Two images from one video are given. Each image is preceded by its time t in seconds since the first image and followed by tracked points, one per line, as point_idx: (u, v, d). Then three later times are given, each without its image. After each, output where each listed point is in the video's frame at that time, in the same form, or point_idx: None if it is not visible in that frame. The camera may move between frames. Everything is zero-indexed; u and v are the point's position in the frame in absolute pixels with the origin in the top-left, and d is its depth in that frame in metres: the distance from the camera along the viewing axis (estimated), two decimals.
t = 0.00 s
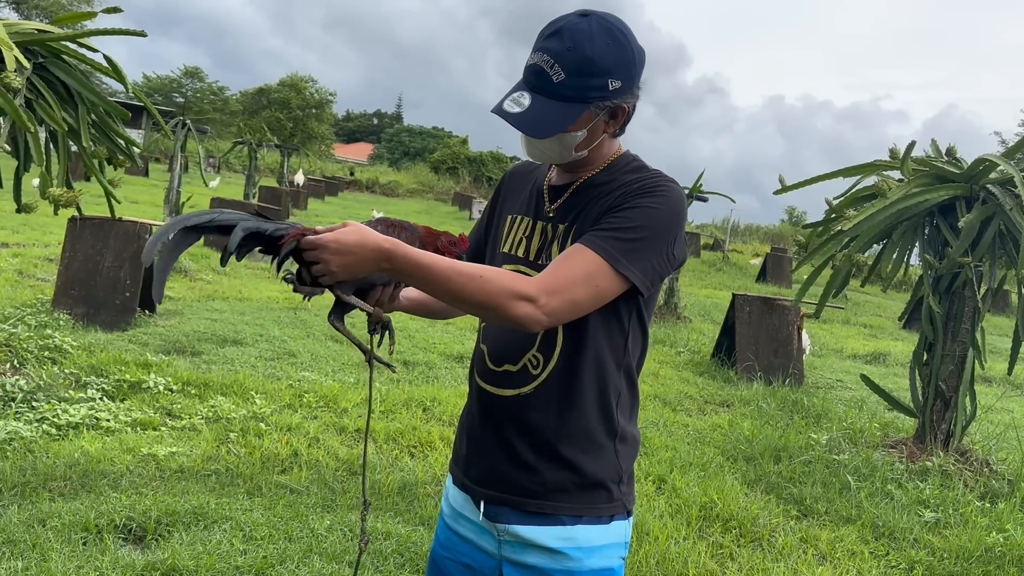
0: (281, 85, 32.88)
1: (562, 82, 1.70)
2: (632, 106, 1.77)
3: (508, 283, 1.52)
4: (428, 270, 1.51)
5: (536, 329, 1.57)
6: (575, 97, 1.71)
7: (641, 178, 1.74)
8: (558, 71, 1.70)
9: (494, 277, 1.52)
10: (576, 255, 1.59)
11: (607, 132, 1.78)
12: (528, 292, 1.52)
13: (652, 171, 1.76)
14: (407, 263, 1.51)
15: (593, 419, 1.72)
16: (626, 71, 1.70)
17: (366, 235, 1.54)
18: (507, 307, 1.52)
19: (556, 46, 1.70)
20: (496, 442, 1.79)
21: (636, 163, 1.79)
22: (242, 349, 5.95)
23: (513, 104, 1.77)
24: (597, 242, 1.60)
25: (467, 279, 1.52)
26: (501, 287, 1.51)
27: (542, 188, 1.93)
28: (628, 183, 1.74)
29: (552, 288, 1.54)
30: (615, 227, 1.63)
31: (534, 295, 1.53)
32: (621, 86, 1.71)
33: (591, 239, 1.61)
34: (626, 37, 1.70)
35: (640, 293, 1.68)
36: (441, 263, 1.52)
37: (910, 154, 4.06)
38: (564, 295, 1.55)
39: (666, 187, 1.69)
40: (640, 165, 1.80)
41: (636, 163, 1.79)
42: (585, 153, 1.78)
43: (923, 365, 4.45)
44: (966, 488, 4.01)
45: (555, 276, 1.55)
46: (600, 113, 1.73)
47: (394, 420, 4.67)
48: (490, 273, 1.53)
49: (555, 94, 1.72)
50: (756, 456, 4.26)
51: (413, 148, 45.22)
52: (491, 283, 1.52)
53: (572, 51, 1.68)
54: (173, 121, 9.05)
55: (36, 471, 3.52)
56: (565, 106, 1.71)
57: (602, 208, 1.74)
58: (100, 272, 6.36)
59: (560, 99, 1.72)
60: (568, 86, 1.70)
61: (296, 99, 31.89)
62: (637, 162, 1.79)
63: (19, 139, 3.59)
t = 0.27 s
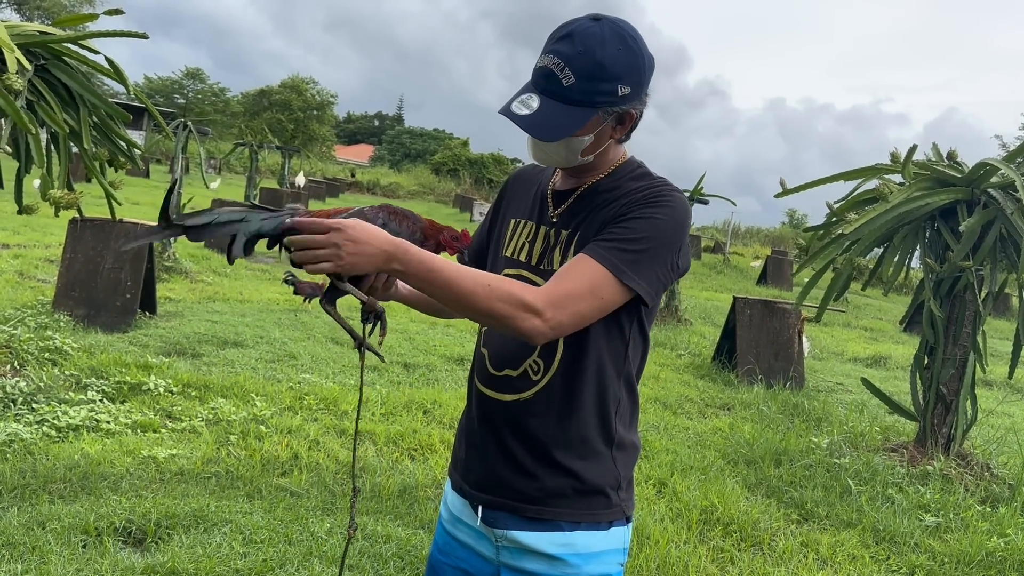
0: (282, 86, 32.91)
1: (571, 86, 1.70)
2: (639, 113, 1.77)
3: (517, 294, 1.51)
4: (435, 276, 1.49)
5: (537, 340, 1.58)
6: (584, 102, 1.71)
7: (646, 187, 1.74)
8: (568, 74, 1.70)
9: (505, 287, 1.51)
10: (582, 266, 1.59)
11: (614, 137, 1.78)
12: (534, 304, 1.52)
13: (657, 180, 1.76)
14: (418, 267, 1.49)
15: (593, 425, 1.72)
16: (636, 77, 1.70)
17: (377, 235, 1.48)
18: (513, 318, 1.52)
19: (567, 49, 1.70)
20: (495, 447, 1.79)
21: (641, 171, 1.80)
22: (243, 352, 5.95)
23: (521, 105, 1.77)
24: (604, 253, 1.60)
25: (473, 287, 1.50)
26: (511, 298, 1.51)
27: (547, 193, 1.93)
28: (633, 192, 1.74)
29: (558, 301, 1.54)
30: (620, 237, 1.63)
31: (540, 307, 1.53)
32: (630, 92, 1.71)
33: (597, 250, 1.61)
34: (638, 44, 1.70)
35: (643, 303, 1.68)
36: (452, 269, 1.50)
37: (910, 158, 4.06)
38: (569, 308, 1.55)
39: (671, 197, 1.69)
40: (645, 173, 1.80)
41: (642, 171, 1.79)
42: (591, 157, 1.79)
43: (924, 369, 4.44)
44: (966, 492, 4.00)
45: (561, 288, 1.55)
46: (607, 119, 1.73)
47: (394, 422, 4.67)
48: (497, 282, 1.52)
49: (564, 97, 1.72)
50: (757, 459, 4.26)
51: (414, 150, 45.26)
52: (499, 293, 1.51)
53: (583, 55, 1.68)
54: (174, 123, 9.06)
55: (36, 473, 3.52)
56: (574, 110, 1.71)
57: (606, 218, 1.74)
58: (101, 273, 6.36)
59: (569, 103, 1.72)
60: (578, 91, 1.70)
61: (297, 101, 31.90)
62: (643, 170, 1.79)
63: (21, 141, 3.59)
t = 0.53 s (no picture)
0: (283, 89, 32.96)
1: (580, 85, 1.71)
2: (647, 117, 1.77)
3: (556, 331, 1.58)
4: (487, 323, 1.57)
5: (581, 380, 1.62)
6: (591, 102, 1.72)
7: (654, 195, 1.74)
8: (577, 73, 1.71)
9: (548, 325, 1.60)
10: (612, 297, 1.60)
11: (620, 140, 1.79)
12: (576, 343, 1.57)
13: (663, 187, 1.76)
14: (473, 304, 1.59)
15: (593, 429, 1.72)
16: (645, 80, 1.71)
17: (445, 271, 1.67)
18: (557, 358, 1.58)
19: (578, 48, 1.71)
20: (494, 449, 1.79)
21: (648, 177, 1.79)
22: (244, 354, 5.96)
23: (529, 102, 1.79)
24: (629, 281, 1.61)
25: (521, 331, 1.58)
26: (553, 333, 1.58)
27: (553, 197, 1.93)
28: (641, 202, 1.74)
29: (597, 338, 1.58)
30: (637, 260, 1.63)
31: (582, 345, 1.57)
32: (638, 95, 1.72)
33: (620, 278, 1.61)
34: (649, 47, 1.71)
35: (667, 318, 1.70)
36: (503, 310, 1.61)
37: (911, 162, 4.06)
38: (610, 345, 1.59)
39: (677, 204, 1.70)
40: (652, 180, 1.80)
41: (649, 176, 1.79)
42: (597, 160, 1.79)
43: (925, 373, 4.44)
44: (968, 497, 4.00)
45: (600, 325, 1.59)
46: (614, 121, 1.74)
47: (395, 425, 4.67)
48: (543, 327, 1.59)
49: (572, 96, 1.73)
50: (758, 463, 4.26)
51: (414, 153, 45.31)
52: (545, 334, 1.58)
53: (594, 55, 1.69)
54: (175, 125, 9.08)
55: (37, 475, 3.53)
56: (580, 109, 1.72)
57: (618, 232, 1.74)
58: (102, 275, 6.37)
59: (576, 102, 1.73)
60: (586, 90, 1.71)
61: (298, 103, 31.96)
62: (650, 176, 1.79)
63: (23, 143, 3.60)
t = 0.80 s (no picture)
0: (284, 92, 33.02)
1: (594, 85, 1.74)
2: (658, 125, 1.79)
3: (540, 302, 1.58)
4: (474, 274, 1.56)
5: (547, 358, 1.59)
6: (604, 103, 1.74)
7: (657, 200, 1.76)
8: (593, 73, 1.74)
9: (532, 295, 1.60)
10: (599, 283, 1.62)
11: (630, 146, 1.80)
12: (556, 319, 1.56)
13: (668, 193, 1.79)
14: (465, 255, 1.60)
15: (593, 432, 1.73)
16: (659, 88, 1.73)
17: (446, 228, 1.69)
18: (532, 329, 1.56)
19: (597, 49, 1.73)
20: (494, 451, 1.79)
21: (653, 184, 1.82)
22: (244, 357, 5.96)
23: (543, 97, 1.81)
24: (618, 271, 1.63)
25: (506, 290, 1.56)
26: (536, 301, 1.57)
27: (560, 199, 1.94)
28: (644, 205, 1.76)
29: (576, 320, 1.58)
30: (633, 255, 1.66)
31: (562, 322, 1.57)
32: (651, 102, 1.74)
33: (612, 269, 1.64)
34: (666, 57, 1.74)
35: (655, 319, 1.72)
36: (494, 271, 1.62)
37: (911, 167, 4.07)
38: (585, 329, 1.58)
39: (682, 210, 1.73)
40: (657, 186, 1.82)
41: (654, 183, 1.82)
42: (604, 163, 1.80)
43: (925, 377, 4.45)
44: (967, 501, 4.00)
45: (582, 309, 1.59)
46: (624, 125, 1.76)
47: (395, 428, 4.67)
48: (529, 294, 1.58)
49: (586, 95, 1.76)
50: (757, 467, 4.26)
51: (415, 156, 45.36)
52: (529, 301, 1.57)
53: (611, 57, 1.71)
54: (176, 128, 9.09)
55: (37, 478, 3.53)
56: (593, 109, 1.74)
57: (617, 231, 1.76)
58: (102, 278, 6.38)
59: (590, 102, 1.75)
60: (600, 90, 1.73)
61: (298, 107, 32.01)
62: (655, 182, 1.82)
63: (24, 146, 3.61)
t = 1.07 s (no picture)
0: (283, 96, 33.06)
1: (612, 83, 1.75)
2: (667, 134, 1.82)
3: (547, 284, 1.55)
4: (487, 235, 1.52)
5: (537, 336, 1.55)
6: (619, 102, 1.76)
7: (661, 208, 1.78)
8: (612, 72, 1.76)
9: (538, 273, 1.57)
10: (603, 278, 1.63)
11: (637, 151, 1.82)
12: (559, 302, 1.55)
13: (671, 202, 1.80)
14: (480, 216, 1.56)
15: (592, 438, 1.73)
16: (672, 97, 1.77)
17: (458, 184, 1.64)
18: (533, 304, 1.53)
19: (618, 50, 1.76)
20: (492, 456, 1.79)
21: (656, 192, 1.83)
22: (242, 361, 5.96)
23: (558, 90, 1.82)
24: (621, 268, 1.65)
25: (516, 260, 1.53)
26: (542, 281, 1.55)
27: (563, 206, 1.96)
28: (649, 211, 1.78)
29: (577, 309, 1.57)
30: (637, 255, 1.67)
31: (563, 307, 1.55)
32: (664, 109, 1.77)
33: (616, 267, 1.65)
34: (682, 70, 1.78)
35: (653, 323, 1.73)
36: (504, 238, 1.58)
37: (910, 173, 4.08)
38: (582, 320, 1.58)
39: (685, 218, 1.75)
40: (659, 195, 1.84)
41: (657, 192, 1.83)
42: (611, 165, 1.82)
43: (923, 382, 4.45)
44: (965, 507, 4.00)
45: (582, 298, 1.58)
46: (635, 128, 1.78)
47: (393, 433, 4.67)
48: (536, 270, 1.56)
49: (602, 92, 1.77)
50: (755, 472, 4.26)
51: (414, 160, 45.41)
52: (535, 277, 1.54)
53: (631, 60, 1.75)
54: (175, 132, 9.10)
55: (35, 482, 3.52)
56: (606, 106, 1.76)
57: (621, 235, 1.77)
58: (101, 282, 6.38)
59: (604, 99, 1.77)
60: (616, 89, 1.75)
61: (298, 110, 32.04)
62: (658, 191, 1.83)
63: (23, 150, 3.62)
